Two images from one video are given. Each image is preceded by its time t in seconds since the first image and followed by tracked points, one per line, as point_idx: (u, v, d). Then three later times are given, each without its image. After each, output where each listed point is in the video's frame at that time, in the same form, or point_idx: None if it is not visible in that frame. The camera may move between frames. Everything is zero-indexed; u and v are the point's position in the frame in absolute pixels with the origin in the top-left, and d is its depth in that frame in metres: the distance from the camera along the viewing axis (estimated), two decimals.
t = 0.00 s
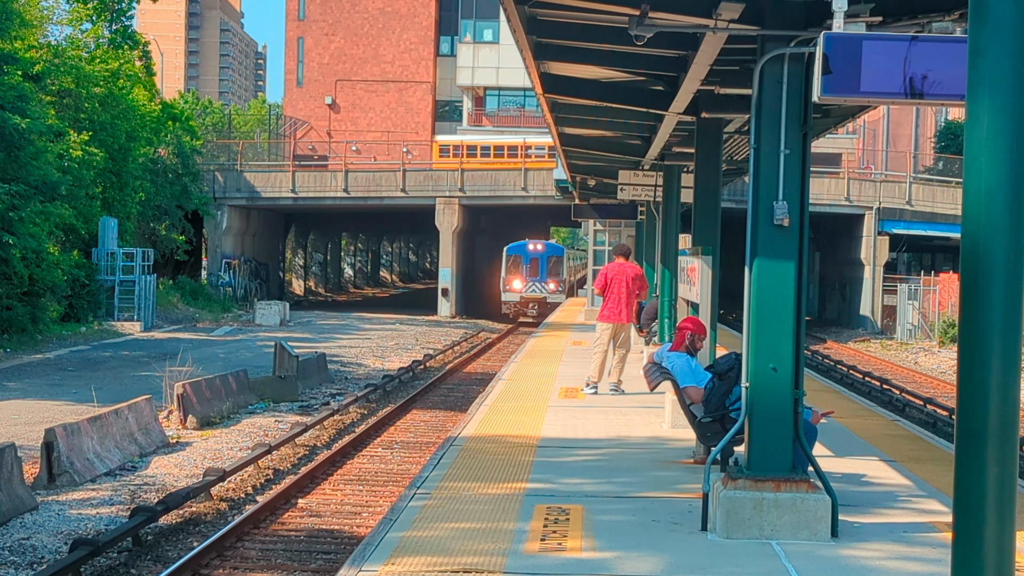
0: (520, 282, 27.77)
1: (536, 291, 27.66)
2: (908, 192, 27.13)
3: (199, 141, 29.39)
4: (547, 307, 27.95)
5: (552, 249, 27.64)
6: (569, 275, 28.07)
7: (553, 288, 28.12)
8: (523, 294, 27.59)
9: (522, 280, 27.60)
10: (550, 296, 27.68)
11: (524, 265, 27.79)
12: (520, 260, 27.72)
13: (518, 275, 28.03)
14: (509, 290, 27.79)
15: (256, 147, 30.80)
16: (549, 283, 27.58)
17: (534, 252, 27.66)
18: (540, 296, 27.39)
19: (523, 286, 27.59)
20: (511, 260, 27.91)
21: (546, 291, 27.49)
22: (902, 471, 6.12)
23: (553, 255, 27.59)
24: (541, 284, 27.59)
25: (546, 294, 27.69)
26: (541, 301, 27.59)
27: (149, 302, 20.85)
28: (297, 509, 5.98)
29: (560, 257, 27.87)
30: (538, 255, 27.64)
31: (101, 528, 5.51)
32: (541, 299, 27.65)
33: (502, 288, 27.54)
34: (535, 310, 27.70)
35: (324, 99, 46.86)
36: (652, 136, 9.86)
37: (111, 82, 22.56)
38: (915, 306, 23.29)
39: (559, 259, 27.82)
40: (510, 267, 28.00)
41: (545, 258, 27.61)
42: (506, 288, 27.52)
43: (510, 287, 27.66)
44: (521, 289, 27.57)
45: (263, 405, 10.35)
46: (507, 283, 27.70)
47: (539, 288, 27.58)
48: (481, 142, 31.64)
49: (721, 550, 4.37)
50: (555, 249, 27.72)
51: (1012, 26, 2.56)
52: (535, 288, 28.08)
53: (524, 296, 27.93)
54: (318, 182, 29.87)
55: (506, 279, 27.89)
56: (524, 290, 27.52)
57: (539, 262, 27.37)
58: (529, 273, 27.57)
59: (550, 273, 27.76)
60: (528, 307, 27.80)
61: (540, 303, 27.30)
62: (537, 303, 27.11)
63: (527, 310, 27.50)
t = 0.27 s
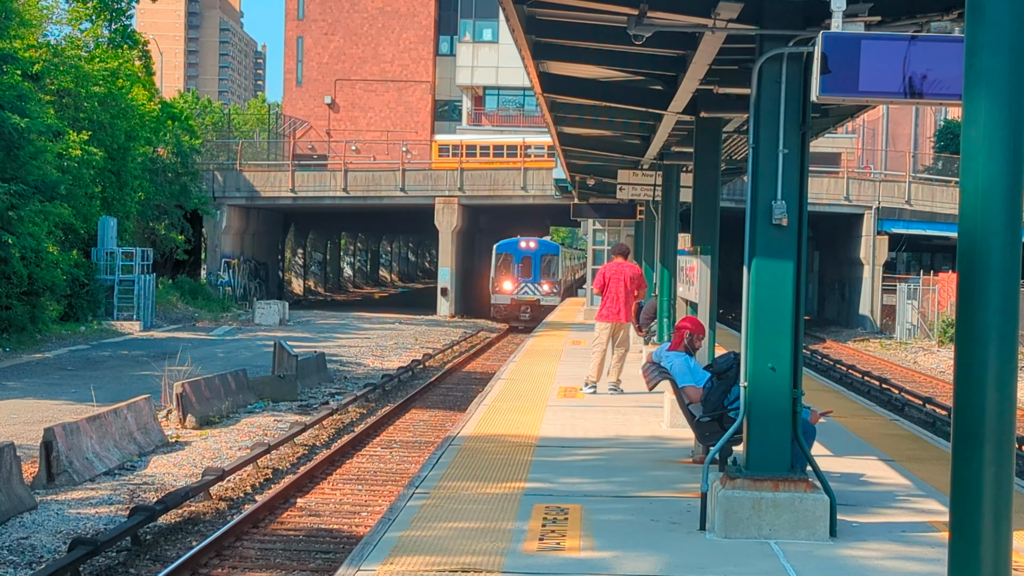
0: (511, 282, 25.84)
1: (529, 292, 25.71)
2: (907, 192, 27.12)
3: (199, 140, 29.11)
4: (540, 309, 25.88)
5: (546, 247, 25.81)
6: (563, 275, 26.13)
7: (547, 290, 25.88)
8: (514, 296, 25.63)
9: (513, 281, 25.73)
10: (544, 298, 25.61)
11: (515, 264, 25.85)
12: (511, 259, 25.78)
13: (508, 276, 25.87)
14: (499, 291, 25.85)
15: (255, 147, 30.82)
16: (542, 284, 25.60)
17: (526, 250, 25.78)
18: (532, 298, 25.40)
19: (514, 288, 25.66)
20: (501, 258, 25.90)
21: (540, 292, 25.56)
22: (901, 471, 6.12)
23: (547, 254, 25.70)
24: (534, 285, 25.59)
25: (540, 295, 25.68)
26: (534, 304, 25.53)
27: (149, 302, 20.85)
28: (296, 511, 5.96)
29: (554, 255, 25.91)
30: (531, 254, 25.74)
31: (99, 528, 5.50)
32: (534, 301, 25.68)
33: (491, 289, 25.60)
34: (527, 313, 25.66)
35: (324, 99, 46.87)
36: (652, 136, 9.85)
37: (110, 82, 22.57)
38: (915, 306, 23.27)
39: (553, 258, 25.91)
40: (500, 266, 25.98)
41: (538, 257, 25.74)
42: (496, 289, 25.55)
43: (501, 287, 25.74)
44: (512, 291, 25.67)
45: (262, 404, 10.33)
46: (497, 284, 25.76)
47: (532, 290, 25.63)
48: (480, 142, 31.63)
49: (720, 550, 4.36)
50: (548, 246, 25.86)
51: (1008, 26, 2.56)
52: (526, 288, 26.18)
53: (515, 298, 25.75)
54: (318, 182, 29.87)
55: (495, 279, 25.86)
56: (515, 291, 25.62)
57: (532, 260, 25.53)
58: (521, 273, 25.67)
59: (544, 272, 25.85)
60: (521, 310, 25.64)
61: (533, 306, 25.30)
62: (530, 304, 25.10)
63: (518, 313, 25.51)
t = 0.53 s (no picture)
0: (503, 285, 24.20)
1: (520, 296, 24.05)
2: (907, 193, 27.13)
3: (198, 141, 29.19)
4: (533, 315, 24.25)
5: (539, 247, 24.11)
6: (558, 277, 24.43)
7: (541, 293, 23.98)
8: (504, 300, 23.93)
9: (504, 284, 24.09)
10: (536, 302, 23.94)
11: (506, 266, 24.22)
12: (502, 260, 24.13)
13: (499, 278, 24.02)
14: (488, 295, 24.12)
15: (255, 147, 30.86)
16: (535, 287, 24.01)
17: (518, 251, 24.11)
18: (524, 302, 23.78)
19: (504, 291, 24.02)
20: (492, 260, 24.29)
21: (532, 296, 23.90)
22: (901, 471, 6.12)
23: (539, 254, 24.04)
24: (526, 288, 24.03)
25: (532, 299, 24.03)
26: (525, 309, 23.88)
27: (149, 302, 20.86)
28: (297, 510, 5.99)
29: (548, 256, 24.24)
30: (523, 254, 24.07)
31: (100, 528, 5.51)
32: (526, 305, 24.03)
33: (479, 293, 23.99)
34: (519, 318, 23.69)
35: (324, 99, 46.89)
36: (652, 137, 9.84)
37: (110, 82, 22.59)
38: (915, 307, 23.27)
39: (547, 259, 24.26)
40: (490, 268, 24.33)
41: (530, 258, 24.12)
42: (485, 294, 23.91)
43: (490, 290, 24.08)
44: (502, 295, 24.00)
45: (262, 405, 10.34)
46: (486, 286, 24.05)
47: (524, 293, 23.99)
48: (480, 142, 31.63)
49: (720, 550, 4.37)
50: (542, 246, 24.16)
51: (1006, 28, 2.56)
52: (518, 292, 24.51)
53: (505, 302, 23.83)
54: (318, 182, 29.89)
55: (485, 282, 24.21)
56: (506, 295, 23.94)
57: (524, 262, 23.88)
58: (512, 276, 24.08)
59: (537, 275, 24.15)
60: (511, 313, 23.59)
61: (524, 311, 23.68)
62: (521, 308, 23.39)
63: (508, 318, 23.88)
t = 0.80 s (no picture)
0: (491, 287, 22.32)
1: (510, 299, 22.11)
2: (907, 193, 27.08)
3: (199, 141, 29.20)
4: (524, 319, 22.50)
5: (530, 245, 22.42)
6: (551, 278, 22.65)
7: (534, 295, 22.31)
8: (493, 304, 22.10)
9: (492, 285, 22.16)
10: (527, 305, 22.13)
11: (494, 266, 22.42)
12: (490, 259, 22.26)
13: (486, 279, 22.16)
14: (475, 298, 22.37)
15: (255, 147, 30.89)
16: (526, 289, 22.07)
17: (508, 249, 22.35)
18: (514, 305, 21.93)
19: (493, 293, 22.04)
20: (479, 259, 22.37)
21: (523, 298, 21.99)
22: (902, 471, 6.11)
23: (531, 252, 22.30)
24: (518, 290, 22.06)
25: (523, 301, 22.14)
26: (516, 313, 22.09)
27: (149, 301, 20.90)
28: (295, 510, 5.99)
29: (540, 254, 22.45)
30: (514, 253, 22.29)
31: (100, 528, 5.50)
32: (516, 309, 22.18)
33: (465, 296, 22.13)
34: (509, 323, 22.20)
35: (324, 99, 46.89)
36: (652, 136, 9.85)
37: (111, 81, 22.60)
38: (915, 306, 23.28)
39: (540, 259, 22.51)
40: (477, 268, 22.43)
41: (521, 257, 22.33)
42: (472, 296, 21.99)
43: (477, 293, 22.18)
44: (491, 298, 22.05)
45: (263, 405, 10.33)
46: (473, 288, 22.14)
47: (514, 296, 22.06)
48: (480, 141, 31.61)
49: (721, 550, 4.36)
50: (534, 244, 22.45)
51: (1006, 29, 2.55)
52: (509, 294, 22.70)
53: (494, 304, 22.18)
54: (317, 182, 29.87)
55: (471, 283, 22.41)
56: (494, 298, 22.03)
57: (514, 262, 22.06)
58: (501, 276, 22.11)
59: (528, 275, 22.27)
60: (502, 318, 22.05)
61: (514, 315, 21.89)
62: (513, 314, 21.87)
63: (497, 324, 22.14)
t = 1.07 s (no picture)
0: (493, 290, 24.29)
1: (510, 299, 24.14)
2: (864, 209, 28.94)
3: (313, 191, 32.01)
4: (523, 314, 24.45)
5: (526, 254, 24.47)
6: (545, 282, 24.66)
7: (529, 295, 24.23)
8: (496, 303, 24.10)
9: (495, 287, 24.21)
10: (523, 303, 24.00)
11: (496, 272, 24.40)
12: (492, 265, 24.28)
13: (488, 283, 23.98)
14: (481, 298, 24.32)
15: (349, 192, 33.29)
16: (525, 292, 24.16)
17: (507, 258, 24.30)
18: (513, 303, 23.88)
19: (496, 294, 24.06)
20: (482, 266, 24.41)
21: (520, 298, 23.92)
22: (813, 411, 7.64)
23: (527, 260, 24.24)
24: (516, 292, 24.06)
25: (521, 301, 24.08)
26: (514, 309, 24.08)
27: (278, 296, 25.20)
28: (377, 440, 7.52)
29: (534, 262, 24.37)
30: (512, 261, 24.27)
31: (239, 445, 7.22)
32: (515, 307, 24.17)
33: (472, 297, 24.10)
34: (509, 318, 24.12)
35: (394, 161, 50.87)
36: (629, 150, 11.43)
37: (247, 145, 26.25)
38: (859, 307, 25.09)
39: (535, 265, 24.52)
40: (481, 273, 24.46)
41: (519, 264, 24.35)
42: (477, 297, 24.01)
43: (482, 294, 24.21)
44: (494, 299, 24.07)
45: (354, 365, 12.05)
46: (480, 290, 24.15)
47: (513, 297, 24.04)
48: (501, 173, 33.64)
49: (648, 461, 5.93)
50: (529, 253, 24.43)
51: (851, 107, 3.15)
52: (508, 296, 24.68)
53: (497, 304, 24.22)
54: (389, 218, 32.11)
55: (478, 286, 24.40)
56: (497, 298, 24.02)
57: (514, 267, 23.96)
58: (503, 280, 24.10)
59: (525, 280, 24.26)
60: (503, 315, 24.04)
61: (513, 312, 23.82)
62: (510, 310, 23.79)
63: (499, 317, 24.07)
